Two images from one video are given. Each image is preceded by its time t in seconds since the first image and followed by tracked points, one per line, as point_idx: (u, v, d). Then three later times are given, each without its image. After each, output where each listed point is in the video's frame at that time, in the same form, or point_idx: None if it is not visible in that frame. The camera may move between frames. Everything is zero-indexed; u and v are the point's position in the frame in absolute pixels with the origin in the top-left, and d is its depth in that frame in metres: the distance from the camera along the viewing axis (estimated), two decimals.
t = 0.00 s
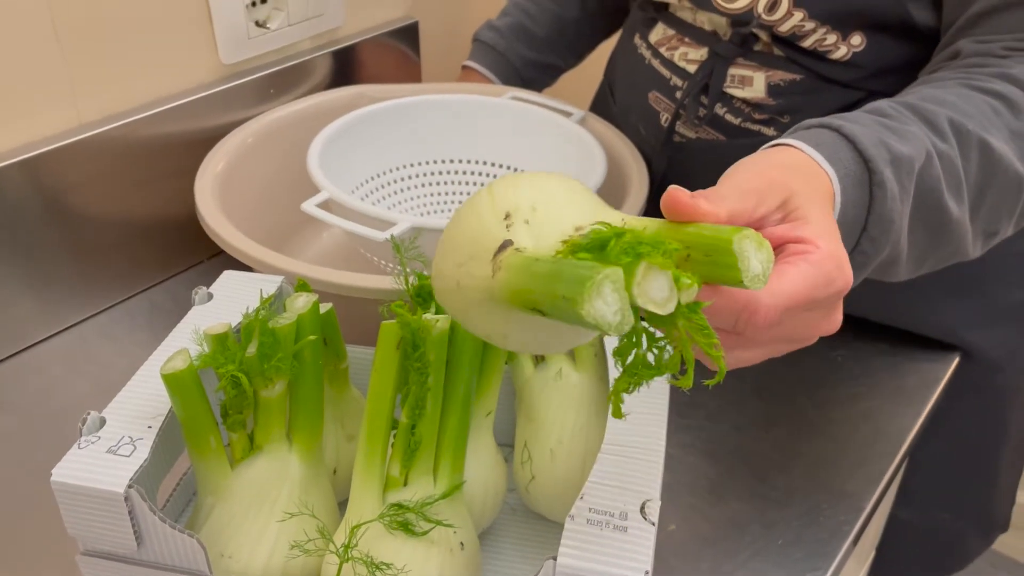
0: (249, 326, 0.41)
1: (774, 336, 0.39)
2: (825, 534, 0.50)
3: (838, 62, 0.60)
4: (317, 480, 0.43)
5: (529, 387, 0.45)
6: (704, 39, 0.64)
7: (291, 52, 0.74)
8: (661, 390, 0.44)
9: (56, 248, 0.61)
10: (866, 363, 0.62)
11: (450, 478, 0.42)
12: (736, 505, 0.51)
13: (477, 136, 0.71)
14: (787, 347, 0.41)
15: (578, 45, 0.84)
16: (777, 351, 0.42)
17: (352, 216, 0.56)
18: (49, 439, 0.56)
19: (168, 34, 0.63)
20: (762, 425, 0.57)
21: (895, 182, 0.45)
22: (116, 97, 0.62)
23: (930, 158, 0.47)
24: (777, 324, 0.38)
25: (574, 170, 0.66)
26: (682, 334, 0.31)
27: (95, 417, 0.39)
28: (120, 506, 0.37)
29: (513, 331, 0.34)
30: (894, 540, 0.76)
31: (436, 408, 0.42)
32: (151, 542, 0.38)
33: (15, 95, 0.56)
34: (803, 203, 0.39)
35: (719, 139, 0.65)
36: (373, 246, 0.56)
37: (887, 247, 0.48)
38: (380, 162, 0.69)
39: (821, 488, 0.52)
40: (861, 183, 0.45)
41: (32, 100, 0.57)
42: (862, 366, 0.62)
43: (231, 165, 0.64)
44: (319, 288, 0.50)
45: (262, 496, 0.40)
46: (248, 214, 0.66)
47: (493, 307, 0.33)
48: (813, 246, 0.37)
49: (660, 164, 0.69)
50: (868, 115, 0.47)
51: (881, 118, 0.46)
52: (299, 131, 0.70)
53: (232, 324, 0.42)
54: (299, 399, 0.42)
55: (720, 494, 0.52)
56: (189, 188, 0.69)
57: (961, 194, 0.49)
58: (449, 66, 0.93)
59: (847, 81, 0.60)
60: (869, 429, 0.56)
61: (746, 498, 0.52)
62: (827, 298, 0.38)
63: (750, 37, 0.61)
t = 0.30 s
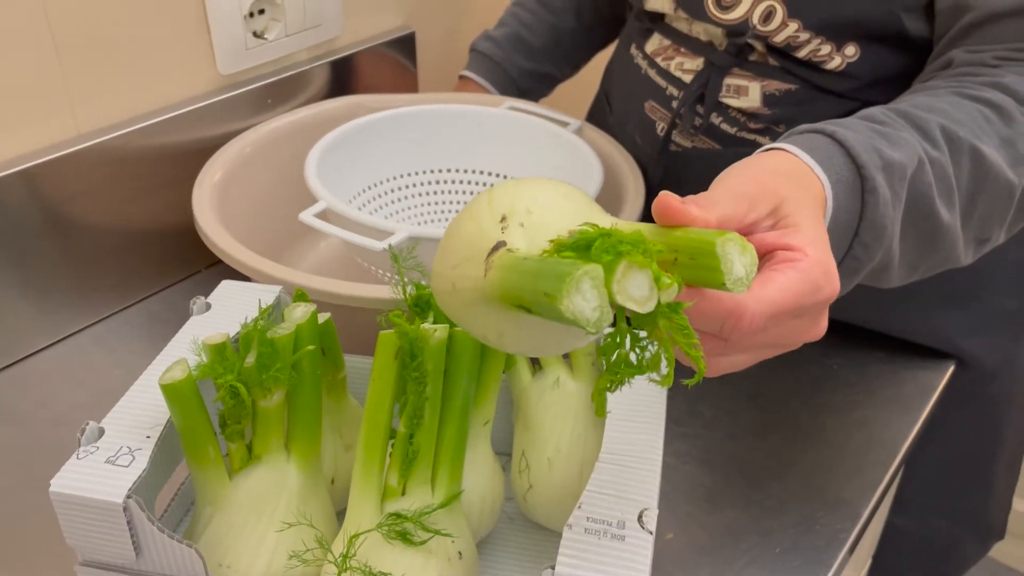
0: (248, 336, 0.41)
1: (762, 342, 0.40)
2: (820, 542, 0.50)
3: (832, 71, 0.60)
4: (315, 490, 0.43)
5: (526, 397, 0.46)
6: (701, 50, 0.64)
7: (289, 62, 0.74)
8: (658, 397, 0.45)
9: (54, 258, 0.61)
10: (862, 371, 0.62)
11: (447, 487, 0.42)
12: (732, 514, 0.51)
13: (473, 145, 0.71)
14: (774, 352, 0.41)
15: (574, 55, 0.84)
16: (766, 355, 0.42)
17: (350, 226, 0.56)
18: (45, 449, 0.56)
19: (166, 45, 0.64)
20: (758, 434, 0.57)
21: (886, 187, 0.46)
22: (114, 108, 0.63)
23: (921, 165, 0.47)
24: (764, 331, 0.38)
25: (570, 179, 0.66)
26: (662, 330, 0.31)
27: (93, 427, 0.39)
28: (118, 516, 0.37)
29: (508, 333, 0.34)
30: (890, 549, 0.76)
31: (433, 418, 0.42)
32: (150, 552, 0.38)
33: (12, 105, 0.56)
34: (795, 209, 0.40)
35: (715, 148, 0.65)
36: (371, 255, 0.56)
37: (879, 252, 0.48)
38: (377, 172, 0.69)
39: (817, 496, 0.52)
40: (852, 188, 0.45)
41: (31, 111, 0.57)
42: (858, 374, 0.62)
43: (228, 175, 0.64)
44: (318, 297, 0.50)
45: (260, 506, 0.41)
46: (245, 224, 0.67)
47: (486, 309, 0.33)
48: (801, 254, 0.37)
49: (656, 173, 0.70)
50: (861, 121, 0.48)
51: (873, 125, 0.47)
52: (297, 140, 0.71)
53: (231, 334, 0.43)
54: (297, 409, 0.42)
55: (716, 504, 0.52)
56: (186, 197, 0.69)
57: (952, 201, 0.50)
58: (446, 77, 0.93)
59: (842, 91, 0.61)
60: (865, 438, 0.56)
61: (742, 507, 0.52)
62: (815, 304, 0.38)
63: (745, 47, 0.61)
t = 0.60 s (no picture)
0: (243, 350, 0.41)
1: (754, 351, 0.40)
2: (813, 553, 0.50)
3: (821, 87, 0.61)
4: (309, 503, 0.43)
5: (519, 410, 0.46)
6: (692, 65, 0.65)
7: (284, 77, 0.75)
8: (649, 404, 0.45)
9: (50, 272, 0.62)
10: (853, 383, 0.63)
11: (441, 500, 0.43)
12: (725, 526, 0.52)
13: (467, 159, 0.71)
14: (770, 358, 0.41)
15: (568, 69, 0.85)
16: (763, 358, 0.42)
17: (344, 239, 0.57)
18: (40, 463, 0.56)
19: (162, 61, 0.64)
20: (751, 445, 0.57)
21: (883, 194, 0.46)
22: (111, 123, 0.63)
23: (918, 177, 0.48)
24: (757, 352, 0.37)
25: (563, 193, 0.67)
26: (669, 358, 0.29)
27: (89, 441, 0.40)
28: (114, 530, 0.37)
29: (482, 338, 0.34)
30: (883, 560, 0.77)
31: (427, 431, 0.42)
32: (145, 565, 0.38)
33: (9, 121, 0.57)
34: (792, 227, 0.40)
35: (706, 162, 0.65)
36: (365, 269, 0.56)
37: (874, 262, 0.49)
38: (372, 186, 0.69)
39: (809, 508, 0.53)
40: (852, 198, 0.46)
41: (27, 126, 0.58)
42: (849, 386, 0.62)
43: (224, 189, 0.64)
44: (311, 311, 0.50)
45: (255, 519, 0.41)
46: (240, 238, 0.67)
47: (475, 310, 0.33)
48: (791, 272, 0.37)
49: (649, 187, 0.70)
50: (861, 132, 0.48)
51: (872, 136, 0.47)
52: (292, 155, 0.71)
53: (226, 348, 0.43)
54: (291, 422, 0.42)
55: (709, 515, 0.52)
56: (182, 212, 0.70)
57: (946, 211, 0.50)
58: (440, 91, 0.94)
59: (830, 106, 0.61)
60: (857, 451, 0.57)
61: (735, 518, 0.52)
62: (802, 318, 0.38)
63: (736, 63, 0.62)
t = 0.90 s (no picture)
0: (239, 364, 0.41)
1: (821, 94, 0.34)
2: (809, 565, 0.50)
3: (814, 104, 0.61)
4: (305, 517, 0.43)
5: (516, 422, 0.46)
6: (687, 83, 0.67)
7: (281, 93, 0.75)
8: (644, 417, 0.45)
9: (46, 286, 0.62)
10: (849, 396, 0.63)
11: (438, 513, 0.42)
12: (722, 539, 0.51)
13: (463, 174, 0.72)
14: (822, 119, 0.37)
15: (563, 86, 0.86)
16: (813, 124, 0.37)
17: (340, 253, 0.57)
18: (34, 478, 0.56)
19: (159, 76, 0.65)
20: (747, 457, 0.57)
21: (951, 49, 0.44)
22: (107, 137, 0.63)
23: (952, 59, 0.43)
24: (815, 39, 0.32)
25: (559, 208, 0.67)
26: None
27: (84, 455, 0.40)
28: (108, 544, 0.37)
29: (533, 145, 0.32)
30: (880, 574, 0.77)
31: (423, 445, 0.42)
32: None
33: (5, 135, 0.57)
34: None
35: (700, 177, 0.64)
36: (361, 283, 0.56)
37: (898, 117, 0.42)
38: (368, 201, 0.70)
39: (806, 519, 0.53)
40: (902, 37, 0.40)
41: (25, 140, 0.58)
42: (845, 399, 0.62)
43: (220, 204, 0.64)
44: (308, 325, 0.50)
45: (250, 534, 0.41)
46: (237, 253, 0.67)
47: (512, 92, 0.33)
48: None
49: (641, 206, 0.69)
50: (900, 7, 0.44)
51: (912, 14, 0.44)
52: (288, 170, 0.71)
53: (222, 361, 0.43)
54: (287, 435, 0.42)
55: (705, 528, 0.52)
56: (178, 227, 0.70)
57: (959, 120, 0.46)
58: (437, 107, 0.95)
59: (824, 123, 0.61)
60: (853, 464, 0.57)
61: (731, 530, 0.52)
62: (876, 36, 0.33)
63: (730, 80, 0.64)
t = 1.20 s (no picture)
0: (230, 398, 0.41)
1: (833, 27, 0.40)
2: None
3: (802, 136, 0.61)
4: (294, 552, 0.43)
5: (506, 453, 0.46)
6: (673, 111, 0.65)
7: (274, 124, 0.75)
8: (635, 448, 0.45)
9: (38, 316, 0.62)
10: (840, 424, 0.63)
11: (428, 546, 0.42)
12: (714, 570, 0.51)
13: (455, 204, 0.72)
14: (838, 61, 0.41)
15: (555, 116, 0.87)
16: (816, 69, 0.42)
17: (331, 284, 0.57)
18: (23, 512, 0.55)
19: (154, 107, 0.65)
20: (739, 486, 0.57)
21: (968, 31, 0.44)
22: (102, 168, 0.64)
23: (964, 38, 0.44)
24: None
25: (550, 236, 0.67)
26: None
27: (73, 490, 0.40)
28: None
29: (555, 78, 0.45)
30: None
31: (414, 479, 0.42)
32: None
33: None
34: None
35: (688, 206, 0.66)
36: (352, 313, 0.56)
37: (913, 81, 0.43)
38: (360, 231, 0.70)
39: (798, 548, 0.53)
40: None
41: (19, 171, 0.59)
42: (836, 427, 0.63)
43: (213, 235, 0.65)
44: (299, 356, 0.51)
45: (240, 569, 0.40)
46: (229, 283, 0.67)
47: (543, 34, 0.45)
48: None
49: (632, 233, 0.69)
50: None
51: None
52: (281, 200, 0.72)
53: (212, 394, 0.43)
54: (278, 469, 0.42)
55: (697, 559, 0.52)
56: (172, 257, 0.70)
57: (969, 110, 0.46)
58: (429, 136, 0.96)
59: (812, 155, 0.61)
60: (845, 493, 0.57)
61: (723, 560, 0.52)
62: None
63: (718, 110, 0.64)
